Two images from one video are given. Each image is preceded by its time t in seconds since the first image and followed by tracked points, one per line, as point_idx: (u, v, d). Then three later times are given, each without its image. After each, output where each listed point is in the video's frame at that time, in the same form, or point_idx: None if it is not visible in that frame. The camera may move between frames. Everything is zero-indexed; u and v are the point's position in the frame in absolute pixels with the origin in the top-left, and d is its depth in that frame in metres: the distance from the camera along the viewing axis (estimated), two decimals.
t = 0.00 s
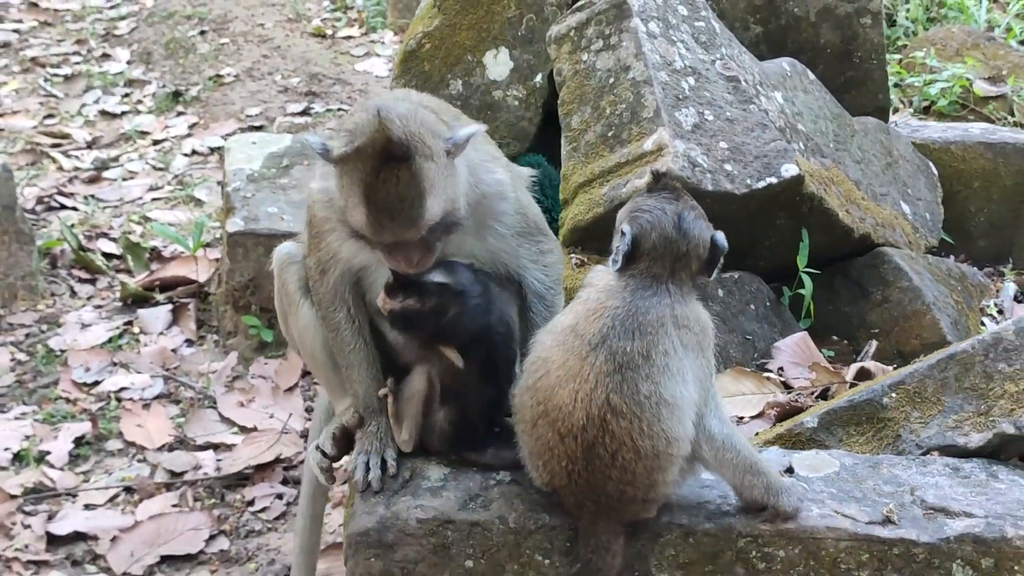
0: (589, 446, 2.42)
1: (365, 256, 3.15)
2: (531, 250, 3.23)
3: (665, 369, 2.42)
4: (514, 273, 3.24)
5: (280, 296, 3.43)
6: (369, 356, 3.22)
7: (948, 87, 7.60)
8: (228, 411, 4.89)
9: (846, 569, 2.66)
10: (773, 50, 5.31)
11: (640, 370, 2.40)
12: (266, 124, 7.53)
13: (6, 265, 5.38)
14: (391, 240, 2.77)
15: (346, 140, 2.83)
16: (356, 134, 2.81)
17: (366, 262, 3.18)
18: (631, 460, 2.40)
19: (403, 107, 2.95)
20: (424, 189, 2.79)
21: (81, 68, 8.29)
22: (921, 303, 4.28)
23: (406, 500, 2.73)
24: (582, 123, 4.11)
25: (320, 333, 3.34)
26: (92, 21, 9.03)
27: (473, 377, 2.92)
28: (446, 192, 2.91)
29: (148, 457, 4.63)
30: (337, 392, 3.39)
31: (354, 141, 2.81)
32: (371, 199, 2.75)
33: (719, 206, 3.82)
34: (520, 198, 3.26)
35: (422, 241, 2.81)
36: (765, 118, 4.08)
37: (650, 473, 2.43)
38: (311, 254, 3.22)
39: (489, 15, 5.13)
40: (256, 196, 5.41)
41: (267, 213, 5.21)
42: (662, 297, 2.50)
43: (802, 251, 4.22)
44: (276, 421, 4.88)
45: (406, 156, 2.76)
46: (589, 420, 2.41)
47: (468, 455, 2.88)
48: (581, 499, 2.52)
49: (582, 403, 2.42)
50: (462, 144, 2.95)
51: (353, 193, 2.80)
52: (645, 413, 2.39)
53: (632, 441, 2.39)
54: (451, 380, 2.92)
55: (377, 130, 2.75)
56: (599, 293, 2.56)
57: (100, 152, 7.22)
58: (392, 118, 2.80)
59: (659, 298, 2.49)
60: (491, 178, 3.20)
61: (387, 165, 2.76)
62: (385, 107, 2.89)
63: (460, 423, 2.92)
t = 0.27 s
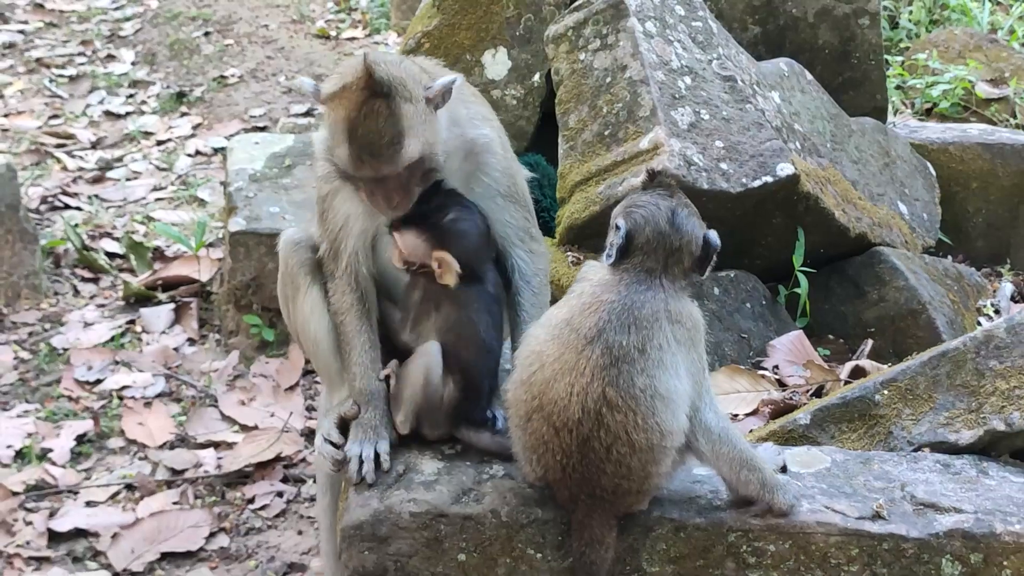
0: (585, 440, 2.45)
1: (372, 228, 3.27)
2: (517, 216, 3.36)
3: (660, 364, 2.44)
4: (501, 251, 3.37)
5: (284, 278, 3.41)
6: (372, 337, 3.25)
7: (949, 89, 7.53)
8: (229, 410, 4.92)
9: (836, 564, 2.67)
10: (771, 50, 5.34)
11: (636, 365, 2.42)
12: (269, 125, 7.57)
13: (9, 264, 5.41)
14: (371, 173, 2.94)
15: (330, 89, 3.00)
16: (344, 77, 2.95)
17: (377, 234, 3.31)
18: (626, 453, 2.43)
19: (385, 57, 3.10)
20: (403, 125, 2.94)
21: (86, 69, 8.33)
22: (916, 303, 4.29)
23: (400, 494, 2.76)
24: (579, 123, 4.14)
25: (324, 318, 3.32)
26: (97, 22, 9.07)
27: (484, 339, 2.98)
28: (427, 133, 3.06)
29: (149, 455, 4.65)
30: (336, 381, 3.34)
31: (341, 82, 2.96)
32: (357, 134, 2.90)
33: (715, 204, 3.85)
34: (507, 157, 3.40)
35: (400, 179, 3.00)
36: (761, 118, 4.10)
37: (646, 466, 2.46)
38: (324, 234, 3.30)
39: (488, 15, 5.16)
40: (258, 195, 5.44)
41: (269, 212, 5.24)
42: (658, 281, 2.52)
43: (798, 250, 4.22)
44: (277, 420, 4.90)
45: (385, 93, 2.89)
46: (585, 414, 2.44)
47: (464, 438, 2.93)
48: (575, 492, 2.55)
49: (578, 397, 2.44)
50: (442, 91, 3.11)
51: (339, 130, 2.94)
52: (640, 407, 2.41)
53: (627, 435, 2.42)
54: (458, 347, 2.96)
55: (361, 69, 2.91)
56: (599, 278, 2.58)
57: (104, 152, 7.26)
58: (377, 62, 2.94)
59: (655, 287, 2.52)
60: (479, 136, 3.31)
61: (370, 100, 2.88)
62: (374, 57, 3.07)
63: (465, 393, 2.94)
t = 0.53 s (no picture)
0: (558, 443, 2.47)
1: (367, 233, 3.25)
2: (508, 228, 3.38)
3: (626, 364, 2.47)
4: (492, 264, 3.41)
5: (273, 285, 3.39)
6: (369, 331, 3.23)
7: (950, 93, 7.37)
8: (229, 411, 4.95)
9: (822, 565, 2.69)
10: (767, 54, 5.38)
11: (602, 366, 2.45)
12: (271, 128, 7.59)
13: (11, 266, 5.44)
14: (420, 163, 2.92)
15: (361, 93, 2.99)
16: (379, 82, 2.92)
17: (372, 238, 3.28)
18: (600, 454, 2.45)
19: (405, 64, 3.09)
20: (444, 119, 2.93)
21: (89, 71, 8.37)
22: (910, 306, 4.31)
23: (390, 494, 2.78)
24: (574, 126, 4.17)
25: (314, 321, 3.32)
26: (101, 25, 9.12)
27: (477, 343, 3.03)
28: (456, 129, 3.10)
29: (149, 456, 4.68)
30: (326, 381, 3.34)
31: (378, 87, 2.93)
32: (401, 134, 2.87)
33: (708, 208, 3.87)
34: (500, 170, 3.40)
35: (435, 179, 3.00)
36: (754, 122, 4.12)
37: (621, 466, 2.48)
38: (316, 239, 3.26)
39: (484, 19, 5.19)
40: (258, 198, 5.47)
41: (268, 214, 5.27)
42: (611, 275, 2.58)
43: (791, 254, 4.24)
44: (277, 421, 4.92)
45: (426, 95, 2.87)
46: (556, 418, 2.46)
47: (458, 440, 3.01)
48: (555, 495, 2.56)
49: (548, 401, 2.46)
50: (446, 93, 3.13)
51: (381, 133, 2.91)
52: (610, 408, 2.44)
53: (600, 436, 2.44)
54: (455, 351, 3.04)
55: (397, 72, 2.90)
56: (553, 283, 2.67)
57: (107, 155, 7.30)
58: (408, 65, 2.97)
59: (614, 291, 2.56)
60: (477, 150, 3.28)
61: (412, 102, 2.86)
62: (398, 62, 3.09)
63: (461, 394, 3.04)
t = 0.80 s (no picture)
0: (545, 447, 2.49)
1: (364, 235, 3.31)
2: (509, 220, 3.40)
3: (606, 365, 2.49)
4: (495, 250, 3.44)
5: (268, 290, 3.40)
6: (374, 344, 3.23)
7: (951, 99, 7.35)
8: (229, 415, 4.96)
9: (813, 568, 2.70)
10: (765, 59, 5.39)
11: (583, 369, 2.47)
12: (274, 132, 7.62)
13: (13, 269, 5.47)
14: (448, 160, 2.93)
15: (394, 79, 3.02)
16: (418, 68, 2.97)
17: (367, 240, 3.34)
18: (588, 456, 2.48)
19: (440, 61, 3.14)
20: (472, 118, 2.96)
21: (93, 76, 8.41)
22: (906, 310, 4.32)
23: (382, 497, 2.79)
24: (569, 131, 4.19)
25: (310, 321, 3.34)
26: (105, 30, 9.17)
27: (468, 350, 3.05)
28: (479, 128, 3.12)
29: (149, 459, 4.68)
30: (320, 384, 3.37)
31: (415, 71, 2.97)
32: (431, 121, 2.89)
33: (703, 212, 3.88)
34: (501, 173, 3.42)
35: (454, 174, 3.01)
36: (749, 126, 4.14)
37: (609, 466, 2.50)
38: (311, 240, 3.31)
39: (481, 25, 5.26)
40: (259, 203, 5.49)
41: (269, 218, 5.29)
42: (583, 281, 2.59)
43: (786, 258, 4.26)
44: (276, 425, 4.93)
45: (461, 89, 2.90)
46: (541, 422, 2.48)
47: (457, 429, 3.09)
48: (548, 498, 2.59)
49: (531, 406, 2.49)
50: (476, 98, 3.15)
51: (410, 117, 2.93)
52: (595, 410, 2.46)
53: (587, 438, 2.47)
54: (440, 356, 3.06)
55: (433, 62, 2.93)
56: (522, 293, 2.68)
57: (109, 159, 7.33)
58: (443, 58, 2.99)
59: (589, 294, 2.57)
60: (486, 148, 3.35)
61: (446, 91, 2.89)
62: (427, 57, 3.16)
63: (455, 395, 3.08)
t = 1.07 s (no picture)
0: (531, 449, 2.50)
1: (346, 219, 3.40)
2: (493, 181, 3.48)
3: (594, 368, 2.50)
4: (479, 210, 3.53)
5: (257, 296, 3.41)
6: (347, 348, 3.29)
7: (952, 104, 7.35)
8: (229, 420, 4.96)
9: (807, 572, 2.69)
10: (762, 65, 5.40)
11: (569, 372, 2.48)
12: (275, 138, 7.62)
13: (14, 275, 5.48)
14: (438, 116, 3.01)
15: (395, 41, 3.14)
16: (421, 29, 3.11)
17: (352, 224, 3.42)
18: (572, 459, 2.48)
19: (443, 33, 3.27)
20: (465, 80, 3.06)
21: (96, 82, 8.43)
22: (903, 315, 4.32)
23: (375, 501, 2.80)
24: (566, 137, 4.19)
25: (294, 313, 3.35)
26: (108, 36, 9.20)
27: (432, 343, 3.06)
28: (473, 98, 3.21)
29: (149, 464, 4.69)
30: (309, 390, 3.36)
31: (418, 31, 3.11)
32: (426, 76, 2.99)
33: (699, 217, 3.88)
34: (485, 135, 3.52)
35: (445, 137, 3.07)
36: (746, 131, 4.14)
37: (595, 470, 2.49)
38: (296, 223, 3.37)
39: (478, 30, 5.26)
40: (260, 208, 5.49)
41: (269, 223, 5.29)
42: (578, 284, 2.59)
43: (783, 263, 4.26)
44: (276, 430, 4.93)
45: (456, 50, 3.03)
46: (527, 424, 2.49)
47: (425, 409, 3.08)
48: (536, 502, 2.59)
49: (518, 407, 2.49)
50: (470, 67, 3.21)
51: (407, 71, 3.03)
52: (580, 412, 2.47)
53: (572, 440, 2.47)
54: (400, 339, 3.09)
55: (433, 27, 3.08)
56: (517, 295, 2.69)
57: (112, 165, 7.35)
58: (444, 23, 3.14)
59: (581, 299, 2.57)
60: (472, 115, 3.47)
61: (443, 50, 3.01)
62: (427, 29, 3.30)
63: (422, 384, 3.07)
